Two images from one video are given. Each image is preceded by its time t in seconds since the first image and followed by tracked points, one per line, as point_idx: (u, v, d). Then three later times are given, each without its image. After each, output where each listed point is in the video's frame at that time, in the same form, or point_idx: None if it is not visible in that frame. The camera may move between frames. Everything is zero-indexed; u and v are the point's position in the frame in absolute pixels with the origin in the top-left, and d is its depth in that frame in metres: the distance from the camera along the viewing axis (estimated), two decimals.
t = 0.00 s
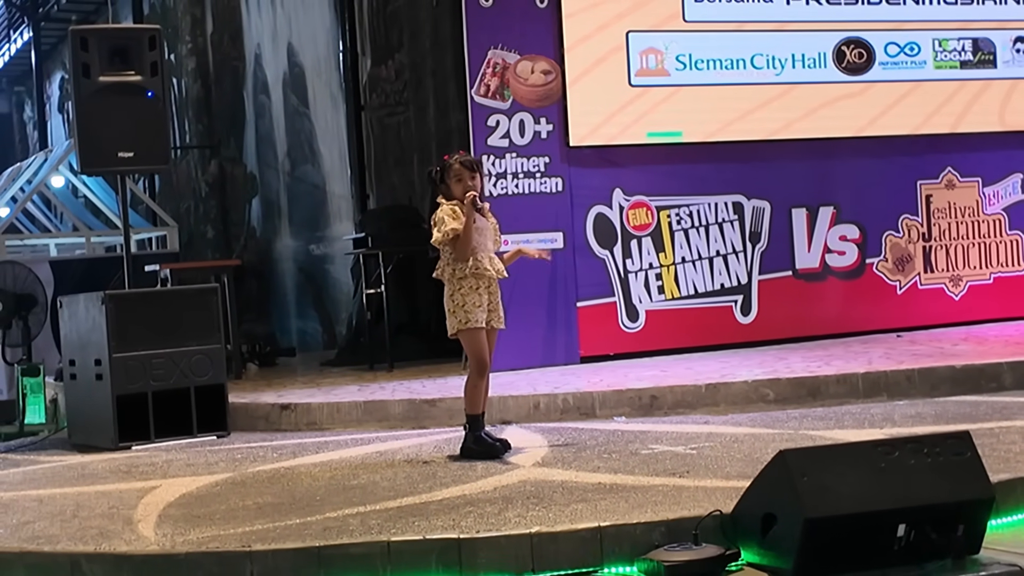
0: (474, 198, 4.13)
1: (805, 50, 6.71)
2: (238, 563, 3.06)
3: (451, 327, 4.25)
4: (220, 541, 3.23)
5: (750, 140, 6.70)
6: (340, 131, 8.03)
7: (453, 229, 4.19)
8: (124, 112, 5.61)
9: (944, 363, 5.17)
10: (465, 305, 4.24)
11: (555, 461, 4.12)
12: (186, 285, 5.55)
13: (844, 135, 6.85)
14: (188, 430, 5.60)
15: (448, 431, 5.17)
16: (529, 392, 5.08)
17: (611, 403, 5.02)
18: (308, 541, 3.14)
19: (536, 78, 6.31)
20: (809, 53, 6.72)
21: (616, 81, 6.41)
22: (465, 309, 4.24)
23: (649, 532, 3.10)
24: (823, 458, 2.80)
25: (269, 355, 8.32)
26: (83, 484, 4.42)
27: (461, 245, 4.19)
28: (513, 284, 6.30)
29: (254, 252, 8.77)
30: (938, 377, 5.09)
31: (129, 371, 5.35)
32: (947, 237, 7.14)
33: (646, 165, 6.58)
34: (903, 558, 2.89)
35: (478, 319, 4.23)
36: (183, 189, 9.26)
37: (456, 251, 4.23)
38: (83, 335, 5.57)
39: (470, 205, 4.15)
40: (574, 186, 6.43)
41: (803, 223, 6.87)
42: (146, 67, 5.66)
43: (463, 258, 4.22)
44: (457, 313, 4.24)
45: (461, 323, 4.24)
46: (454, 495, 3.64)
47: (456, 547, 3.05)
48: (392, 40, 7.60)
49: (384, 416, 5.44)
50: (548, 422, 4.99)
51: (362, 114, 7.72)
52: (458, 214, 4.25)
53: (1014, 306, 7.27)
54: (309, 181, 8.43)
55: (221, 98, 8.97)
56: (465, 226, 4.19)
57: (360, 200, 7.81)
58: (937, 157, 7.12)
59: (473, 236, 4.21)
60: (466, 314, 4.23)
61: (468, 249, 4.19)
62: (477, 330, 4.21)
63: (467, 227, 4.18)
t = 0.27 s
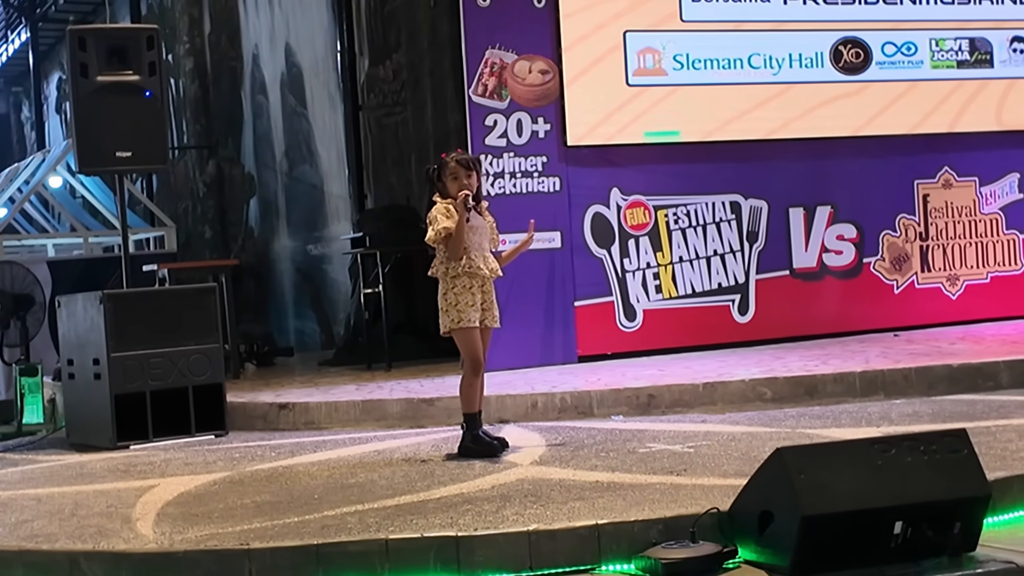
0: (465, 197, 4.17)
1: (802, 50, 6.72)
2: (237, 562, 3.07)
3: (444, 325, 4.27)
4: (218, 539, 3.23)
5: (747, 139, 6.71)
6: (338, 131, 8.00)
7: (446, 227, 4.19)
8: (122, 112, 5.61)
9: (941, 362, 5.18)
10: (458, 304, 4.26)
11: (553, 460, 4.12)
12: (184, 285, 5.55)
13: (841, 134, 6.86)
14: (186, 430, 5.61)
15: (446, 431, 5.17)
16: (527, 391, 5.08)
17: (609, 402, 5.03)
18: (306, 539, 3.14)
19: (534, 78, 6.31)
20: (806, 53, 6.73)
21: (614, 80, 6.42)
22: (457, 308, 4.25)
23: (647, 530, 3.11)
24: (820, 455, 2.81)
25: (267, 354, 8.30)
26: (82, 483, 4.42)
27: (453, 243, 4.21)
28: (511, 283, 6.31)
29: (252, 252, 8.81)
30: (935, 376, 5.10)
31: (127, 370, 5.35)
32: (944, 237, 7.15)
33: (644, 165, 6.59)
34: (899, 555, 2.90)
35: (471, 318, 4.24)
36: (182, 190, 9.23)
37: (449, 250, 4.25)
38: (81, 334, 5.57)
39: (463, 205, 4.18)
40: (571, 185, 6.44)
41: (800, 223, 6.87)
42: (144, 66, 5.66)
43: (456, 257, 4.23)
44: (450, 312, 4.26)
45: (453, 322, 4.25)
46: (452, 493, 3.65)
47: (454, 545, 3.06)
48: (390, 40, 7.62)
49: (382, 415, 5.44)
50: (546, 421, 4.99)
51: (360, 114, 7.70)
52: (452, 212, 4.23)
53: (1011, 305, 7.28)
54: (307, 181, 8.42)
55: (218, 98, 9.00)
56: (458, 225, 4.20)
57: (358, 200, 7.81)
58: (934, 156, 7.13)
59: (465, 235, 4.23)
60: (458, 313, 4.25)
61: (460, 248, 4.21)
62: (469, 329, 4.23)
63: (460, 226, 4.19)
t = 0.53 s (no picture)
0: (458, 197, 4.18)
1: (797, 50, 6.73)
2: (232, 559, 3.08)
3: (437, 323, 4.27)
4: (214, 537, 3.23)
5: (743, 139, 6.72)
6: (334, 132, 8.00)
7: (440, 226, 4.19)
8: (118, 112, 5.61)
9: (936, 361, 5.19)
10: (452, 303, 4.27)
11: (548, 458, 4.13)
12: (181, 284, 5.54)
13: (836, 134, 6.88)
14: (182, 429, 5.60)
15: (441, 430, 5.18)
16: (522, 390, 5.09)
17: (604, 401, 5.04)
18: (301, 537, 3.15)
19: (529, 78, 6.33)
20: (801, 53, 6.74)
21: (610, 80, 6.43)
22: (451, 307, 4.26)
23: (641, 527, 3.12)
24: (813, 453, 2.82)
25: (263, 354, 8.37)
26: (77, 482, 4.42)
27: (447, 243, 4.22)
28: (506, 282, 6.31)
29: (248, 253, 8.81)
30: (930, 375, 5.11)
31: (123, 370, 5.34)
32: (939, 236, 7.17)
33: (640, 164, 6.60)
34: (893, 554, 2.90)
35: (464, 317, 4.25)
36: (178, 190, 9.28)
37: (443, 249, 4.27)
38: (77, 334, 5.57)
39: (456, 205, 4.20)
40: (567, 185, 6.45)
41: (795, 223, 6.89)
42: (140, 66, 5.66)
43: (450, 256, 4.25)
44: (443, 310, 4.26)
45: (447, 320, 4.26)
46: (447, 491, 3.65)
47: (449, 542, 3.06)
48: (387, 40, 7.62)
49: (378, 414, 5.44)
50: (541, 420, 5.00)
51: (356, 114, 7.72)
52: (445, 211, 4.23)
53: (1006, 305, 7.30)
54: (303, 181, 8.42)
55: (215, 99, 9.00)
56: (452, 225, 4.21)
57: (354, 200, 7.83)
58: (929, 156, 7.14)
59: (459, 234, 4.25)
60: (452, 311, 4.26)
61: (454, 247, 4.24)
62: (463, 328, 4.24)
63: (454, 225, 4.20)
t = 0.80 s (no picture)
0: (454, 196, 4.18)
1: (791, 48, 6.74)
2: (224, 556, 3.07)
3: (434, 323, 4.28)
4: (205, 533, 3.23)
5: (737, 138, 6.72)
6: (329, 130, 8.02)
7: (432, 226, 4.20)
8: (111, 109, 5.57)
9: (929, 358, 5.20)
10: (447, 301, 4.27)
11: (541, 455, 4.13)
12: (174, 282, 5.52)
13: (830, 132, 6.88)
14: (176, 427, 5.59)
15: (435, 427, 5.18)
16: (516, 388, 5.09)
17: (598, 398, 5.04)
18: (293, 533, 3.14)
19: (523, 76, 6.32)
20: (795, 51, 6.75)
21: (604, 79, 6.43)
22: (447, 305, 4.26)
23: (633, 523, 3.12)
24: (805, 448, 2.82)
25: (258, 352, 8.29)
26: (70, 479, 4.40)
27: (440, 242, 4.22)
28: (501, 280, 6.31)
29: (243, 252, 8.78)
30: (923, 372, 5.11)
31: (116, 367, 5.32)
32: (932, 235, 7.18)
33: (634, 163, 6.60)
34: (885, 549, 2.90)
35: (460, 315, 4.25)
36: (174, 189, 9.30)
37: (436, 248, 4.27)
38: (70, 332, 5.55)
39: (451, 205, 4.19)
40: (561, 183, 6.46)
41: (789, 221, 6.89)
42: (134, 64, 5.63)
43: (443, 255, 4.25)
44: (439, 309, 4.27)
45: (444, 319, 4.26)
46: (440, 488, 3.65)
47: (441, 539, 3.06)
48: (381, 39, 7.61)
49: (371, 412, 5.43)
50: (535, 418, 5.00)
51: (351, 113, 7.74)
52: (436, 210, 4.25)
53: (1000, 303, 7.30)
54: (298, 180, 8.42)
55: (210, 98, 8.98)
56: (445, 224, 4.22)
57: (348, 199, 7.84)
58: (923, 155, 7.15)
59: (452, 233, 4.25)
60: (449, 310, 4.26)
61: (447, 247, 4.24)
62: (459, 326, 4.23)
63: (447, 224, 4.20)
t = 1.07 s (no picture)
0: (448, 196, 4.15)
1: (783, 49, 6.75)
2: (214, 556, 3.07)
3: (425, 324, 4.28)
4: (194, 533, 3.22)
5: (729, 139, 6.73)
6: (323, 131, 8.03)
7: (423, 226, 4.22)
8: (103, 110, 5.54)
9: (920, 359, 5.21)
10: (438, 303, 4.27)
11: (531, 456, 4.14)
12: (166, 283, 5.49)
13: (822, 133, 6.90)
14: (168, 427, 5.58)
15: (426, 427, 5.18)
16: (507, 388, 5.09)
17: (589, 399, 5.05)
18: (281, 533, 3.14)
19: (515, 77, 6.34)
20: (787, 52, 6.76)
21: (596, 79, 6.43)
22: (438, 307, 4.27)
23: (621, 523, 3.12)
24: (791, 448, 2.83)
25: (251, 353, 8.45)
26: (61, 480, 4.38)
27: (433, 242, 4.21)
28: (493, 281, 6.31)
29: (238, 253, 8.68)
30: (913, 372, 5.13)
31: (108, 368, 5.30)
32: (924, 235, 7.19)
33: (626, 163, 6.61)
34: (870, 549, 2.91)
35: (452, 316, 4.26)
36: (168, 191, 9.11)
37: (428, 248, 4.25)
38: (62, 332, 5.52)
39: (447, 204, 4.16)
40: (553, 184, 6.47)
41: (781, 221, 6.91)
42: (126, 65, 5.60)
43: (436, 254, 4.24)
44: (430, 310, 4.27)
45: (435, 320, 4.27)
46: (429, 488, 3.65)
47: (429, 539, 3.06)
48: (376, 40, 7.64)
49: (363, 412, 5.43)
50: (526, 418, 5.00)
51: (345, 113, 7.74)
52: (426, 210, 4.27)
53: (991, 304, 7.32)
54: (293, 181, 8.41)
55: (205, 98, 8.88)
56: (436, 224, 4.23)
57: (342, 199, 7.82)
58: (915, 156, 7.17)
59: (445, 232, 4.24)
60: (440, 311, 4.26)
61: (439, 247, 4.22)
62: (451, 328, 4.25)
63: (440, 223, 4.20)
